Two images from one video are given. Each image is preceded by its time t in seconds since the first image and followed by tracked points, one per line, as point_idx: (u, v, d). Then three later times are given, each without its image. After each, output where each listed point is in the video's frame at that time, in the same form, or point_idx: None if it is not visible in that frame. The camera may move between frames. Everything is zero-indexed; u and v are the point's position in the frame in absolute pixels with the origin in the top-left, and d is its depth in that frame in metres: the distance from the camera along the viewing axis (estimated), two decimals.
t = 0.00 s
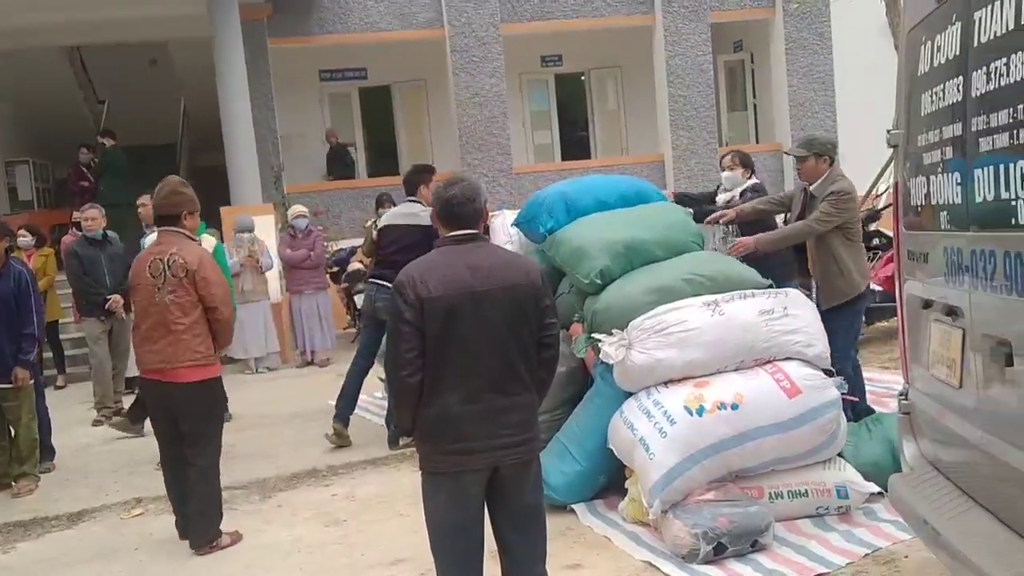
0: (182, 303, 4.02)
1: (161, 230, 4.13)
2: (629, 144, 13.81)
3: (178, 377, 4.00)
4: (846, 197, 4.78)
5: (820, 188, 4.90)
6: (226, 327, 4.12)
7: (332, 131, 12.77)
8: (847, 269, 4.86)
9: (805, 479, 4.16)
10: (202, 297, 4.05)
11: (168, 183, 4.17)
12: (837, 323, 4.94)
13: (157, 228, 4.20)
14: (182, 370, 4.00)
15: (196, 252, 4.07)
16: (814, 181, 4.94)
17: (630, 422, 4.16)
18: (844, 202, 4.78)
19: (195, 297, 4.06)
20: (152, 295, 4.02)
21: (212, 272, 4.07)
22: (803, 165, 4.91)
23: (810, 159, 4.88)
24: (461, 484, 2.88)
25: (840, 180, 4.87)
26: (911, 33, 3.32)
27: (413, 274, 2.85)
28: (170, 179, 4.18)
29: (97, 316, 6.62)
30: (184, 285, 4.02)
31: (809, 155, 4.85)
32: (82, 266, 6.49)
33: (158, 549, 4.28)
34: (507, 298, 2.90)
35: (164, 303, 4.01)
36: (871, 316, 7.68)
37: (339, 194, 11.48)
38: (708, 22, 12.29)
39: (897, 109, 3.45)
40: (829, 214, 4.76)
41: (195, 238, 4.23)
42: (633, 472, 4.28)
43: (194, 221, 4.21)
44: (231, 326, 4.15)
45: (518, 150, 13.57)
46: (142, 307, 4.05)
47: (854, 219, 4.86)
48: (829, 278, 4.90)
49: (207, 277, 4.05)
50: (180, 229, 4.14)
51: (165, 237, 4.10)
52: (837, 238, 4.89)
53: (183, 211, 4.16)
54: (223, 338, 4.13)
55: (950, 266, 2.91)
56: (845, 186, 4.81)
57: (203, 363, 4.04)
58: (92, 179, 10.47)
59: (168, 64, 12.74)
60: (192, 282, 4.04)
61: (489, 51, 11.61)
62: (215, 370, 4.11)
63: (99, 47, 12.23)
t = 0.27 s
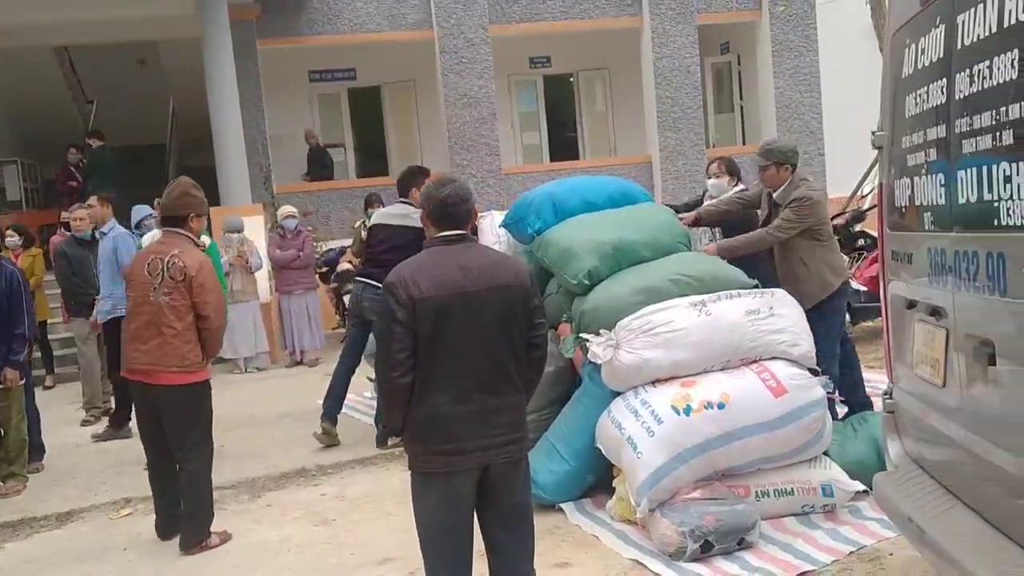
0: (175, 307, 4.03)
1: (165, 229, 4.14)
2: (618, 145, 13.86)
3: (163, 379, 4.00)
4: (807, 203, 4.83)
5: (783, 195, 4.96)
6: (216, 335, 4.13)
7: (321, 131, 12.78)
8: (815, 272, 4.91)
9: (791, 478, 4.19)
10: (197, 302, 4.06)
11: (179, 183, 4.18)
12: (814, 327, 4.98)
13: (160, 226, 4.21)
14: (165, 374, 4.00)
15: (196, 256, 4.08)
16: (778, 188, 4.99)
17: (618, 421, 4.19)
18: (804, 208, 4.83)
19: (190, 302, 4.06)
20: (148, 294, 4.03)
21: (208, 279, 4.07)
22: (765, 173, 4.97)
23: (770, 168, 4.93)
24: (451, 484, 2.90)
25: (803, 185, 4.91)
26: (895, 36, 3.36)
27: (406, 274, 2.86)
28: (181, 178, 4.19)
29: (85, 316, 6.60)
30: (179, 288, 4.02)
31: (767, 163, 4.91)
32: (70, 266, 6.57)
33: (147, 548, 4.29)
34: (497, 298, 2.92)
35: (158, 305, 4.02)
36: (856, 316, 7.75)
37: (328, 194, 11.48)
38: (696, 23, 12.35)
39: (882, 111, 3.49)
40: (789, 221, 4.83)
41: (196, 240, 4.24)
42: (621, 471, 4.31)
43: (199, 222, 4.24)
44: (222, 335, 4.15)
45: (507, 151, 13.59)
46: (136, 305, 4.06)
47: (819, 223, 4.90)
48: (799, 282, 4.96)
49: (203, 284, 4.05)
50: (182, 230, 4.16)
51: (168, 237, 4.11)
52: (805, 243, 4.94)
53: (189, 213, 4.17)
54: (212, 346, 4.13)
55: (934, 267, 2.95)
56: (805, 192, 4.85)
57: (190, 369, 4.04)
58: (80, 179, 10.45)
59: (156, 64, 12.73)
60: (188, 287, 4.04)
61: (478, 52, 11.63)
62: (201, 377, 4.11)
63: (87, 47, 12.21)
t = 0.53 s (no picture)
0: (160, 305, 4.00)
1: (148, 227, 4.11)
2: (608, 143, 13.87)
3: (154, 378, 3.98)
4: (790, 204, 4.84)
5: (767, 196, 4.95)
6: (203, 333, 4.09)
7: (310, 129, 12.74)
8: (803, 271, 4.91)
9: (780, 475, 4.20)
10: (180, 299, 4.03)
11: (161, 179, 4.11)
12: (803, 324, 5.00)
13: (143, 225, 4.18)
14: (156, 373, 3.98)
15: (179, 253, 4.05)
16: (762, 189, 4.98)
17: (608, 419, 4.18)
18: (787, 209, 4.84)
19: (174, 299, 4.03)
20: (132, 293, 4.01)
21: (191, 275, 4.05)
22: (748, 175, 4.95)
23: (754, 169, 4.91)
24: (442, 482, 2.90)
25: (786, 186, 4.91)
26: (884, 34, 3.37)
27: (398, 272, 2.84)
28: (163, 175, 4.14)
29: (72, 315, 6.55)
30: (162, 286, 3.99)
31: (751, 166, 4.89)
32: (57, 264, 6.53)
33: (135, 548, 4.26)
34: (488, 296, 2.92)
35: (143, 303, 4.00)
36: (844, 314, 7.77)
37: (317, 192, 11.45)
38: (685, 22, 12.36)
39: (871, 108, 3.49)
40: (772, 222, 4.85)
41: (181, 236, 4.20)
42: (610, 469, 4.31)
43: (179, 219, 4.15)
44: (210, 332, 4.12)
45: (496, 149, 13.58)
46: (121, 305, 4.04)
47: (803, 222, 4.91)
48: (787, 282, 4.97)
49: (187, 281, 4.02)
50: (165, 228, 4.12)
51: (151, 235, 4.08)
52: (792, 241, 4.95)
53: (170, 210, 4.12)
54: (201, 344, 4.10)
55: (922, 265, 2.96)
56: (788, 193, 4.87)
57: (178, 367, 4.01)
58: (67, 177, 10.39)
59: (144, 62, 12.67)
60: (171, 284, 4.01)
61: (468, 49, 11.62)
62: (191, 374, 4.09)
63: (74, 44, 12.14)
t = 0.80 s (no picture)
0: (137, 300, 3.97)
1: (119, 225, 4.08)
2: (597, 141, 13.88)
3: (141, 374, 3.97)
4: (798, 200, 4.85)
5: (776, 193, 4.96)
6: (184, 325, 4.07)
7: (299, 125, 12.72)
8: (811, 269, 4.92)
9: (769, 473, 4.21)
10: (158, 294, 3.99)
11: (127, 175, 4.09)
12: (807, 321, 5.00)
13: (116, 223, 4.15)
14: (142, 368, 3.96)
15: (152, 248, 4.01)
16: (771, 186, 4.99)
17: (598, 416, 4.18)
18: (796, 205, 4.85)
19: (151, 294, 3.99)
20: (109, 291, 3.99)
21: (167, 269, 4.01)
22: (758, 171, 4.95)
23: (764, 166, 4.92)
24: (433, 480, 2.89)
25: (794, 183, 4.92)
26: (872, 32, 3.38)
27: (390, 268, 2.82)
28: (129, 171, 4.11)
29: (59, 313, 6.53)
30: (137, 282, 3.96)
31: (761, 163, 4.89)
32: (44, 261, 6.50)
33: (123, 546, 4.25)
34: (479, 293, 2.92)
35: (120, 300, 3.97)
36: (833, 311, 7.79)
37: (307, 189, 11.43)
38: (676, 19, 12.37)
39: (859, 106, 3.50)
40: (778, 219, 4.87)
41: (153, 231, 4.17)
42: (600, 466, 4.31)
43: (149, 215, 4.12)
44: (190, 324, 4.10)
45: (486, 147, 13.57)
46: (100, 304, 4.02)
47: (811, 219, 4.92)
48: (795, 279, 4.97)
49: (163, 274, 3.99)
50: (137, 224, 4.09)
51: (123, 233, 4.06)
52: (801, 239, 4.94)
53: (138, 205, 4.08)
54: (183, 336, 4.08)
55: (910, 263, 2.97)
56: (797, 189, 4.88)
57: (162, 362, 3.99)
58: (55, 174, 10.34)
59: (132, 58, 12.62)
60: (146, 280, 3.97)
61: (458, 46, 11.60)
62: (176, 368, 4.07)
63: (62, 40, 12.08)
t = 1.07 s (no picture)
0: (111, 297, 3.97)
1: (92, 224, 4.09)
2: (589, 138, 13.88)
3: (121, 372, 3.96)
4: (814, 194, 4.85)
5: (791, 185, 4.97)
6: (161, 320, 4.07)
7: (291, 123, 12.70)
8: (819, 266, 4.91)
9: (760, 472, 4.23)
10: (133, 290, 3.99)
11: (94, 173, 4.10)
12: (805, 319, 5.03)
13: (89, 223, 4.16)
14: (121, 365, 3.96)
15: (124, 244, 4.02)
16: (786, 178, 5.00)
17: (590, 415, 4.19)
18: (811, 199, 4.85)
19: (126, 290, 3.99)
20: (84, 290, 3.99)
21: (139, 264, 4.01)
22: (774, 162, 4.96)
23: (780, 157, 4.92)
24: (425, 478, 2.88)
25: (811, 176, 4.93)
26: (862, 31, 3.39)
27: (383, 266, 2.81)
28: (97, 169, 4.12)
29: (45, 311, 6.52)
30: (110, 279, 3.96)
31: (777, 154, 4.89)
32: (33, 259, 6.48)
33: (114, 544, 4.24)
34: (472, 290, 2.93)
35: (95, 298, 3.97)
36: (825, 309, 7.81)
37: (298, 187, 11.41)
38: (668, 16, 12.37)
39: (850, 105, 3.51)
40: (795, 212, 4.86)
41: (125, 227, 4.17)
42: (591, 464, 4.31)
43: (119, 211, 4.12)
44: (168, 318, 4.10)
45: (478, 144, 13.56)
46: (76, 304, 4.03)
47: (825, 215, 4.91)
48: (803, 276, 4.97)
49: (136, 270, 3.99)
50: (109, 221, 4.10)
51: (95, 231, 4.07)
52: (813, 236, 4.94)
53: (107, 203, 4.09)
54: (161, 330, 4.08)
55: (900, 261, 2.98)
56: (813, 183, 4.88)
57: (142, 358, 3.99)
58: (46, 171, 10.31)
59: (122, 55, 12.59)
60: (120, 276, 3.97)
61: (449, 43, 11.59)
62: (156, 363, 4.07)
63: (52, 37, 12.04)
